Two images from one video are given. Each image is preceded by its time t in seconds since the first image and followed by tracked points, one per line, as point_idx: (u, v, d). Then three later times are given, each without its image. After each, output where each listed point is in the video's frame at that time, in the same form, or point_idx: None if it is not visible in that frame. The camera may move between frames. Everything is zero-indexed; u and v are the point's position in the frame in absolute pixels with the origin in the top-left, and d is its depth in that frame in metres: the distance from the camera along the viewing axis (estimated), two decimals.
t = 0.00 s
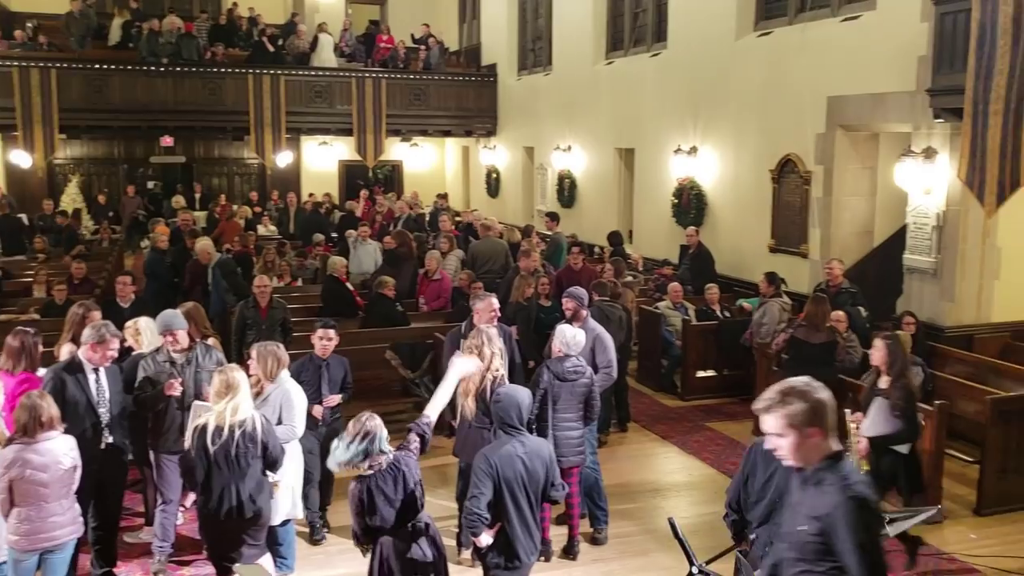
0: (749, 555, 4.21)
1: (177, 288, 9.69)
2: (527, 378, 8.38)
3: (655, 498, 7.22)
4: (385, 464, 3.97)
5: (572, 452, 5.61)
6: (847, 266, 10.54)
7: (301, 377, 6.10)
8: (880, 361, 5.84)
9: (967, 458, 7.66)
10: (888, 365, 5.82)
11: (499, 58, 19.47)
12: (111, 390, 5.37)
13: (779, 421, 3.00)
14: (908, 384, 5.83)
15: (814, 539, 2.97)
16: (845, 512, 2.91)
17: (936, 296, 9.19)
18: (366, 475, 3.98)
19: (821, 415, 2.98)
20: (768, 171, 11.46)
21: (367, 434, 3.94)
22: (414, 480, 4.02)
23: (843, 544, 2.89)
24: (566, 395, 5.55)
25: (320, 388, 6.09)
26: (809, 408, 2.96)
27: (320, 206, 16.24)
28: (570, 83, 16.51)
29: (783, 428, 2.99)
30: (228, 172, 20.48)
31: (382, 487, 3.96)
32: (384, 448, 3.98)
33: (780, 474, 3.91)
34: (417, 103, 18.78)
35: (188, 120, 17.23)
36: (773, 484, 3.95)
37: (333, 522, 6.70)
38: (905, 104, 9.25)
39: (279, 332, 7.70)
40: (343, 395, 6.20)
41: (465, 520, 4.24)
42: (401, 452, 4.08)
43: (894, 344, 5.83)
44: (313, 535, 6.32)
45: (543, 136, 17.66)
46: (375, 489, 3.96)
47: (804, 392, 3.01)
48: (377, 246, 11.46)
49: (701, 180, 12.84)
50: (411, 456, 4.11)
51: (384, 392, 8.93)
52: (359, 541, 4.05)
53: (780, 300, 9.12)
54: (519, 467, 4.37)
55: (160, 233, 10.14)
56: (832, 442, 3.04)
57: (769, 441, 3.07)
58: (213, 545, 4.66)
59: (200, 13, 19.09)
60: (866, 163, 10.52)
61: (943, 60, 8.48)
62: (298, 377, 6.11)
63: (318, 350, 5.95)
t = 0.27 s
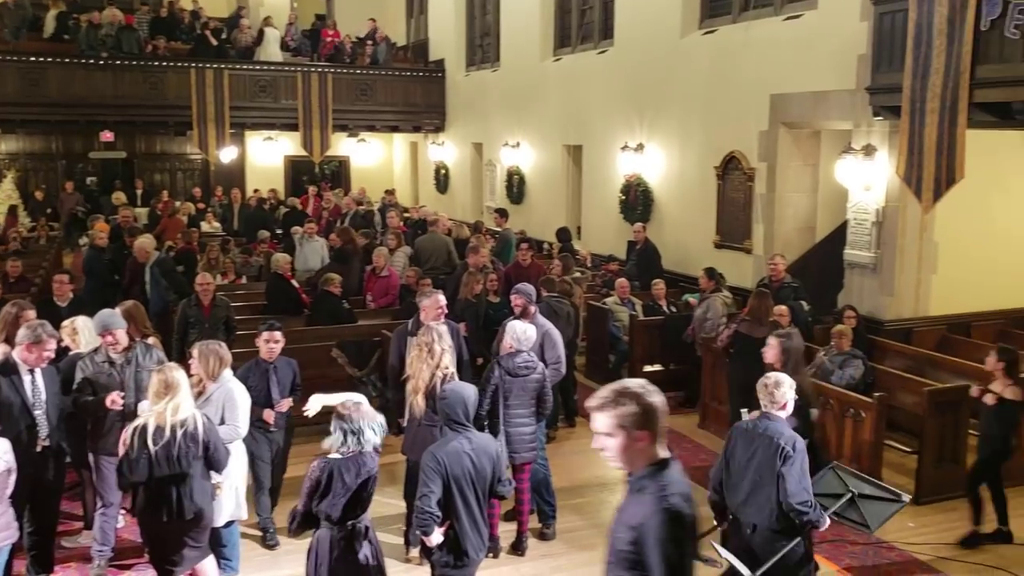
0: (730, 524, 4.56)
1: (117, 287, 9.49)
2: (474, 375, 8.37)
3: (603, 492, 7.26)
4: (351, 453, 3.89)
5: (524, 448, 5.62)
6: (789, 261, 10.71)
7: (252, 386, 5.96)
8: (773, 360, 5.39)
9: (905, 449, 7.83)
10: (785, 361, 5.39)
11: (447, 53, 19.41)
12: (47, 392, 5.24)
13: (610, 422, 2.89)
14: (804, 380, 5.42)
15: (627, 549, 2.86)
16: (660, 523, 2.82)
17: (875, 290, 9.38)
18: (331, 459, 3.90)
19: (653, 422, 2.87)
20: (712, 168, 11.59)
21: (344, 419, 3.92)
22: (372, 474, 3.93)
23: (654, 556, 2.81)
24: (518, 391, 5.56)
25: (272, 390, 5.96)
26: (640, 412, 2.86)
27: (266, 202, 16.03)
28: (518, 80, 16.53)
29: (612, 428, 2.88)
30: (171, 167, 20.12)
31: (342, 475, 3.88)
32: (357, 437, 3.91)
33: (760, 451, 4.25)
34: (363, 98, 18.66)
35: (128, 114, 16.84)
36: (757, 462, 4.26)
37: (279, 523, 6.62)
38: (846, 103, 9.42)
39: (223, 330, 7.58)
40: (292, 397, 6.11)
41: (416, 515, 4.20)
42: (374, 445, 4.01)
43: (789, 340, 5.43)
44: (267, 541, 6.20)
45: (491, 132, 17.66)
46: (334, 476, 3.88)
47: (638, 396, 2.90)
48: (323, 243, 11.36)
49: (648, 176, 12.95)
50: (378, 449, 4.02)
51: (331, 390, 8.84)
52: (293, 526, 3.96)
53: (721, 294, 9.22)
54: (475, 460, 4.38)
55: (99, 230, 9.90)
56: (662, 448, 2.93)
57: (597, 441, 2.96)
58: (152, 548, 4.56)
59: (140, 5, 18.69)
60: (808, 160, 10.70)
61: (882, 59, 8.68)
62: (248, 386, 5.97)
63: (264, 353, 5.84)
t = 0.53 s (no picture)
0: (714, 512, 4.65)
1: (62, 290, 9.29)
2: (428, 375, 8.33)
3: (559, 491, 7.27)
4: (279, 470, 3.82)
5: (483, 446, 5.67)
6: (739, 258, 10.83)
7: (212, 394, 5.82)
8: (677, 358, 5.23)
9: (854, 441, 7.96)
10: (694, 359, 5.18)
11: (399, 52, 19.33)
12: None
13: (444, 428, 2.97)
14: (711, 378, 5.24)
15: (460, 554, 2.94)
16: (488, 528, 2.91)
17: (823, 286, 9.53)
18: (261, 482, 3.84)
19: (485, 428, 2.96)
20: (663, 167, 11.69)
21: (257, 441, 3.78)
22: (309, 481, 3.90)
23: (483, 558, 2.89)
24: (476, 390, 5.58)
25: (230, 397, 5.87)
26: (474, 418, 2.95)
27: (216, 202, 15.80)
28: (471, 78, 16.52)
29: (448, 433, 2.96)
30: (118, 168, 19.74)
31: (278, 493, 3.83)
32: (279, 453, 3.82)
33: (748, 438, 4.36)
34: (314, 97, 18.47)
35: (73, 114, 16.46)
36: (741, 447, 4.38)
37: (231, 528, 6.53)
38: (793, 101, 9.55)
39: (170, 334, 7.47)
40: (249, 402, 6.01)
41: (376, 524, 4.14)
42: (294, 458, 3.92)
43: (694, 339, 5.23)
44: (218, 546, 6.13)
45: (444, 131, 17.62)
46: (271, 497, 3.83)
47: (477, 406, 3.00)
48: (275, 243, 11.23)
49: (601, 175, 13.00)
50: (305, 457, 3.96)
51: (283, 393, 8.73)
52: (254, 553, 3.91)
53: (666, 290, 9.28)
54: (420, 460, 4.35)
55: (42, 232, 9.67)
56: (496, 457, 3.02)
57: (434, 450, 3.04)
58: (100, 558, 4.49)
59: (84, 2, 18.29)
60: (757, 159, 10.82)
61: (829, 58, 8.82)
62: (207, 395, 5.82)
63: (218, 359, 5.73)
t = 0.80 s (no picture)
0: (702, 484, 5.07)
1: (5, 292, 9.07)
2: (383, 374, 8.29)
3: (515, 489, 7.28)
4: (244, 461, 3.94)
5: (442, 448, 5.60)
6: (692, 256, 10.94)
7: (173, 401, 5.68)
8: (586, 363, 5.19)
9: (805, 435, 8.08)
10: (604, 364, 5.18)
11: (352, 50, 19.19)
12: None
13: (255, 476, 2.92)
14: (620, 384, 5.24)
15: None
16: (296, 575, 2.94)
17: (773, 282, 9.66)
18: (219, 470, 3.97)
19: (298, 477, 2.95)
20: (617, 165, 11.74)
21: (236, 429, 4.32)
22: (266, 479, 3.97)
23: None
24: (434, 390, 5.54)
25: (193, 403, 5.73)
26: (287, 468, 2.92)
27: (165, 202, 15.55)
28: (424, 77, 16.46)
29: (259, 482, 2.92)
30: (63, 167, 19.33)
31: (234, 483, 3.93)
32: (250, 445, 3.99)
33: (734, 412, 4.74)
34: (266, 95, 18.28)
35: (16, 112, 16.06)
36: (729, 424, 4.76)
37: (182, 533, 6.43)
38: (743, 100, 9.66)
39: (118, 336, 7.34)
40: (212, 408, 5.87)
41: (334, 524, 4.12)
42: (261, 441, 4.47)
43: (603, 343, 5.21)
44: (167, 551, 6.02)
45: (398, 129, 17.54)
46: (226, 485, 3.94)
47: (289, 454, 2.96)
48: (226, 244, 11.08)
49: (555, 174, 13.03)
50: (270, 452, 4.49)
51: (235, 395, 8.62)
52: (199, 544, 3.96)
53: (613, 287, 9.35)
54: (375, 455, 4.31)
55: None
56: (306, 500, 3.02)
57: (242, 494, 2.99)
58: (43, 563, 4.42)
59: None
60: (709, 157, 10.92)
61: (778, 57, 8.94)
62: (169, 403, 5.68)
63: (181, 364, 5.61)
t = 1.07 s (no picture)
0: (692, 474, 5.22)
1: None
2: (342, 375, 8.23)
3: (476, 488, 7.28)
4: (204, 464, 3.86)
5: (404, 448, 5.55)
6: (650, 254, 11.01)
7: (144, 408, 5.39)
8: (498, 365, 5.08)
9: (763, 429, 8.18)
10: (515, 365, 5.04)
11: (307, 49, 19.03)
12: None
13: (60, 465, 2.90)
14: (530, 387, 5.08)
15: None
16: (102, 560, 2.89)
17: (730, 279, 9.76)
18: (178, 470, 3.85)
19: (105, 467, 2.91)
20: (575, 164, 11.78)
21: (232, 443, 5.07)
22: (227, 485, 3.91)
23: None
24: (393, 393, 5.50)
25: (164, 411, 5.45)
26: (89, 456, 2.88)
27: (118, 203, 15.30)
28: (381, 75, 16.38)
29: (67, 474, 2.89)
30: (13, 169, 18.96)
31: (192, 486, 3.83)
32: (215, 449, 3.90)
33: (719, 401, 4.96)
34: (220, 94, 18.08)
35: None
36: (716, 411, 4.98)
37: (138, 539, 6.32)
38: (698, 98, 9.73)
39: (70, 340, 7.22)
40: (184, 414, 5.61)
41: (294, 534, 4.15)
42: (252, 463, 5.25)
43: (516, 343, 5.08)
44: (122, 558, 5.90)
45: (355, 128, 17.44)
46: (183, 487, 3.82)
47: (105, 448, 2.92)
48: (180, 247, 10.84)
49: (515, 173, 13.03)
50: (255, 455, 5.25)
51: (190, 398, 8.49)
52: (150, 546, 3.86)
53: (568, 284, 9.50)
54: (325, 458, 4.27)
55: None
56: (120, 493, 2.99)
57: (55, 485, 2.97)
58: None
59: None
60: (665, 155, 11.00)
61: (732, 55, 9.02)
62: (140, 410, 5.40)
63: (150, 370, 5.34)
